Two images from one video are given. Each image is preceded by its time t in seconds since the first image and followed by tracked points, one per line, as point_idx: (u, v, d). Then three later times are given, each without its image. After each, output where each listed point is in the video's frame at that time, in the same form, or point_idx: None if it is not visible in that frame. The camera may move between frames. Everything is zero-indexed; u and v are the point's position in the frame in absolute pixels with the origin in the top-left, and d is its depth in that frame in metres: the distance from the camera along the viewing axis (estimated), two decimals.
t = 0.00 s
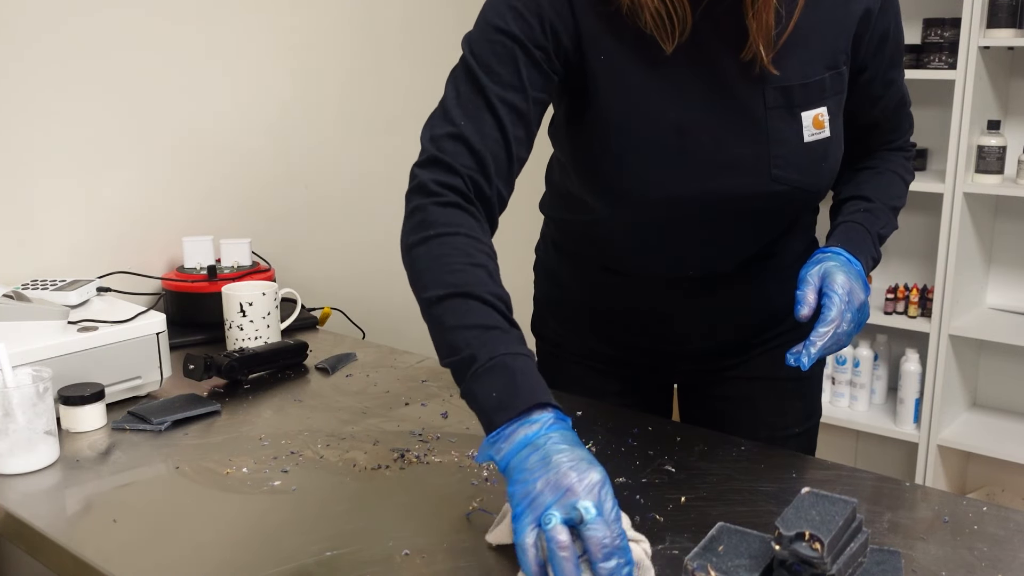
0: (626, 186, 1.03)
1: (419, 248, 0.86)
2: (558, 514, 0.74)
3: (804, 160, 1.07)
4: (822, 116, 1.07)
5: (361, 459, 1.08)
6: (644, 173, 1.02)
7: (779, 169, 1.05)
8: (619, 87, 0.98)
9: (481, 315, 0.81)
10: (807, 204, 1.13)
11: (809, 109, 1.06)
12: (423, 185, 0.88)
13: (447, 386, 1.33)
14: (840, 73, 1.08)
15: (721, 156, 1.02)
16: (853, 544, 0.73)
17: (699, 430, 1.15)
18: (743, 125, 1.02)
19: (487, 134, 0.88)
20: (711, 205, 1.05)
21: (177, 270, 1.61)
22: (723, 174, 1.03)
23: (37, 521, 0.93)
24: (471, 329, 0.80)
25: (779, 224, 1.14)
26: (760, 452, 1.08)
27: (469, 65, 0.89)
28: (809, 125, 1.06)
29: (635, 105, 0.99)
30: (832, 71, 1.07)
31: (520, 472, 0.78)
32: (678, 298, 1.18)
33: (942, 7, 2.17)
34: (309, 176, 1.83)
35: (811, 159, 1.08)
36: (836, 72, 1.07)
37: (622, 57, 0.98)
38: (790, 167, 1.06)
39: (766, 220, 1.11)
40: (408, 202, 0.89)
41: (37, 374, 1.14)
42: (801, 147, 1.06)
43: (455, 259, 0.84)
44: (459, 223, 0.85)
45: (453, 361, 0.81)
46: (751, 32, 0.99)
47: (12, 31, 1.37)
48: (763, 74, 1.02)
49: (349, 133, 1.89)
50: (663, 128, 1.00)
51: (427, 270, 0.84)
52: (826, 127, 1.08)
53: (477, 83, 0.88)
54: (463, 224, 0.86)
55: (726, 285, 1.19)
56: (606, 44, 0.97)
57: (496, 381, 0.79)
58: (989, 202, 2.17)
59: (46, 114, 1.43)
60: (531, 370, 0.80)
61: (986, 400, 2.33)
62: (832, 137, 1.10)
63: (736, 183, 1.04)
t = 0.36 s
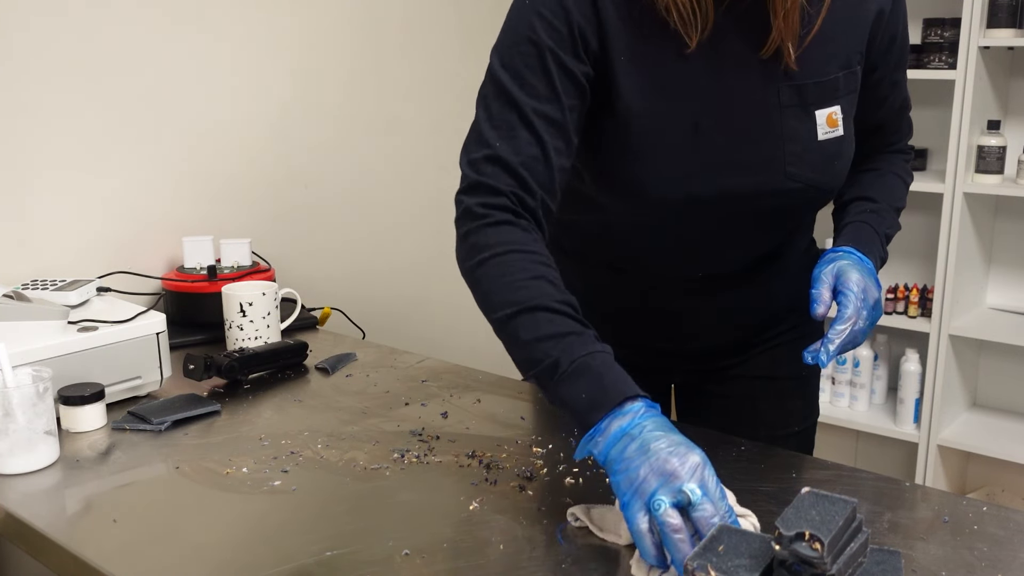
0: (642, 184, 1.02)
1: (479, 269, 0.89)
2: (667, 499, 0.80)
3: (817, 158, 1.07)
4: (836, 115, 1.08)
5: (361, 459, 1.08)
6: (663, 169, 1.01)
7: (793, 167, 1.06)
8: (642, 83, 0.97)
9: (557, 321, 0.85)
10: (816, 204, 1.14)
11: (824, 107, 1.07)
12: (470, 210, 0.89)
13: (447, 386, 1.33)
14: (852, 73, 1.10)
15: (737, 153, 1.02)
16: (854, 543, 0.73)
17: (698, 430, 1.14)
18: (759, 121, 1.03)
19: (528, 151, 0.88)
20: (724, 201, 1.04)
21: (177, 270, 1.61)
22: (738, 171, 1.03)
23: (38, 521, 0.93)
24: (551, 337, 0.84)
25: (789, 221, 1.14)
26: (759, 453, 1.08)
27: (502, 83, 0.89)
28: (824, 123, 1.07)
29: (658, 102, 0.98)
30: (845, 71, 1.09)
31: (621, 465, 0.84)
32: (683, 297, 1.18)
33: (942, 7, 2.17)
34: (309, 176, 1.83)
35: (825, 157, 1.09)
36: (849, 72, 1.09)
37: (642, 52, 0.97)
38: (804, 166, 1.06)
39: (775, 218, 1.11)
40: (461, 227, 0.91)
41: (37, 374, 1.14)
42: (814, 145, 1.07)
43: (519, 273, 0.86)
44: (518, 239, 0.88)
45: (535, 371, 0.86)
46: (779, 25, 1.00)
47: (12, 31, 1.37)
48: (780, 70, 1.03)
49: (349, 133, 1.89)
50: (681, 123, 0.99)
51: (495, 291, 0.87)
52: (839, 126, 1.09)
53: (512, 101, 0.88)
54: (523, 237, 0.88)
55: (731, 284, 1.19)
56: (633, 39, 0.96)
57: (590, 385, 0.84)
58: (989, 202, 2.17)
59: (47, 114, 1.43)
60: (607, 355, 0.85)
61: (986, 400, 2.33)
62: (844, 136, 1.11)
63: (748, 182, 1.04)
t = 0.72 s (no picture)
0: (676, 160, 1.04)
1: (426, 163, 0.88)
2: (603, 438, 0.88)
3: (847, 145, 1.10)
4: (864, 104, 1.11)
5: (361, 459, 1.08)
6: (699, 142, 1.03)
7: (824, 152, 1.08)
8: (682, 59, 1.00)
9: (501, 230, 0.86)
10: (843, 191, 1.15)
11: (853, 96, 1.10)
12: (430, 106, 0.89)
13: (447, 386, 1.33)
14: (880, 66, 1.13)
15: (771, 133, 1.05)
16: (853, 543, 0.73)
17: (698, 431, 1.14)
18: (790, 103, 1.06)
19: (505, 71, 0.89)
20: (756, 179, 1.06)
21: (177, 270, 1.61)
22: (772, 151, 1.05)
23: (38, 522, 0.93)
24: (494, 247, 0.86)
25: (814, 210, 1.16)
26: (759, 453, 1.08)
27: (511, 13, 0.90)
28: (853, 111, 1.10)
29: (696, 77, 1.01)
30: (873, 64, 1.12)
31: (566, 388, 0.89)
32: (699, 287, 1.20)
33: (942, 7, 2.17)
34: (309, 176, 1.84)
35: (853, 145, 1.11)
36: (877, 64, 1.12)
37: (679, 28, 1.00)
38: (834, 151, 1.09)
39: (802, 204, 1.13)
40: (414, 119, 0.90)
41: (37, 374, 1.14)
42: (845, 132, 1.10)
43: (472, 175, 0.87)
44: (475, 143, 0.88)
45: (478, 276, 0.86)
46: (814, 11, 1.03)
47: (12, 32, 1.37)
48: (817, 55, 1.06)
49: (350, 133, 1.90)
50: (720, 98, 1.02)
51: (441, 188, 0.87)
52: (866, 115, 1.12)
53: (515, 30, 0.89)
54: (480, 142, 0.89)
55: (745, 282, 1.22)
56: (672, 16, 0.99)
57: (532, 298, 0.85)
58: (989, 202, 2.17)
59: (48, 114, 1.43)
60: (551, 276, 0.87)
61: (986, 400, 2.33)
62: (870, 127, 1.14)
63: (782, 162, 1.06)
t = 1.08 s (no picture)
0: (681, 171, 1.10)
1: (573, 250, 1.09)
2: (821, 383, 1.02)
3: (850, 153, 1.14)
4: (872, 113, 1.14)
5: (361, 459, 1.09)
6: (704, 154, 1.09)
7: (826, 161, 1.13)
8: (683, 74, 1.07)
9: (644, 258, 1.05)
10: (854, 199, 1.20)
11: (861, 104, 1.13)
12: (544, 212, 1.11)
13: (447, 386, 1.33)
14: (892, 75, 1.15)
15: (772, 143, 1.11)
16: (853, 543, 0.74)
17: (698, 431, 1.15)
18: (796, 114, 1.11)
19: (576, 148, 1.07)
20: (757, 189, 1.12)
21: (177, 270, 1.61)
22: (773, 160, 1.11)
23: (38, 522, 0.93)
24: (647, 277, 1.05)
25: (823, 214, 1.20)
26: (758, 453, 1.08)
27: (552, 91, 1.06)
28: (859, 120, 1.13)
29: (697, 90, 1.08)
30: (883, 72, 1.15)
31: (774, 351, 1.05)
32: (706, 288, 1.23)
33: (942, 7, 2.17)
34: (310, 176, 1.84)
35: (858, 154, 1.15)
36: (888, 74, 1.15)
37: (685, 43, 1.07)
38: (836, 160, 1.13)
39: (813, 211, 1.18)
40: (540, 226, 1.12)
41: (38, 374, 1.14)
42: (849, 141, 1.13)
43: (605, 244, 1.06)
44: (594, 213, 1.07)
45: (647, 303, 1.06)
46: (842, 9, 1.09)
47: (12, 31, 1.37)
48: (819, 66, 1.11)
49: (350, 133, 1.90)
50: (719, 109, 1.08)
51: (588, 264, 1.08)
52: (875, 123, 1.14)
53: (562, 104, 1.06)
54: (599, 208, 1.08)
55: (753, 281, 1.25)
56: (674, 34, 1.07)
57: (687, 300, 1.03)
58: (989, 202, 2.17)
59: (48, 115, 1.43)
60: (700, 268, 1.05)
61: (985, 400, 2.34)
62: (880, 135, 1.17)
63: (783, 170, 1.12)
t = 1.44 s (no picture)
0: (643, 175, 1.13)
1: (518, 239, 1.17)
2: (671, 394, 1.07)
3: (823, 176, 1.09)
4: (852, 135, 1.08)
5: (361, 459, 1.08)
6: (660, 164, 1.11)
7: (794, 182, 1.09)
8: (648, 87, 1.09)
9: (570, 260, 1.11)
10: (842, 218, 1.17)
11: (839, 125, 1.08)
12: (503, 198, 1.20)
13: (447, 386, 1.33)
14: (885, 97, 1.08)
15: (736, 160, 1.09)
16: (853, 543, 0.74)
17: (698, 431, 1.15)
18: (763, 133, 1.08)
19: (535, 148, 1.15)
20: (718, 205, 1.11)
21: (177, 270, 1.61)
22: (736, 176, 1.09)
23: (38, 522, 0.93)
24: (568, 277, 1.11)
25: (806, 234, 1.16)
26: (759, 453, 1.08)
27: (523, 91, 1.13)
28: (835, 142, 1.09)
29: (662, 102, 1.09)
30: (873, 92, 1.08)
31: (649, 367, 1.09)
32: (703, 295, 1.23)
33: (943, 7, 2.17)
34: (310, 176, 1.84)
35: (833, 177, 1.10)
36: (880, 94, 1.08)
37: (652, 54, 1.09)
38: (805, 181, 1.09)
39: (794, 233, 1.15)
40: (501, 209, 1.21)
41: (37, 374, 1.14)
42: (822, 163, 1.09)
43: (541, 239, 1.14)
44: (543, 208, 1.15)
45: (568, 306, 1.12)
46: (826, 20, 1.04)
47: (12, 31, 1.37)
48: (796, 83, 1.07)
49: (350, 133, 1.90)
50: (681, 122, 1.09)
51: (526, 254, 1.16)
52: (855, 147, 1.09)
53: (530, 103, 1.13)
54: (548, 204, 1.16)
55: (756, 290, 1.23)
56: (645, 49, 1.09)
57: (601, 308, 1.07)
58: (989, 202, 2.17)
59: (47, 115, 1.43)
60: (617, 284, 1.09)
61: (985, 400, 2.34)
62: (867, 158, 1.11)
63: (745, 187, 1.09)
